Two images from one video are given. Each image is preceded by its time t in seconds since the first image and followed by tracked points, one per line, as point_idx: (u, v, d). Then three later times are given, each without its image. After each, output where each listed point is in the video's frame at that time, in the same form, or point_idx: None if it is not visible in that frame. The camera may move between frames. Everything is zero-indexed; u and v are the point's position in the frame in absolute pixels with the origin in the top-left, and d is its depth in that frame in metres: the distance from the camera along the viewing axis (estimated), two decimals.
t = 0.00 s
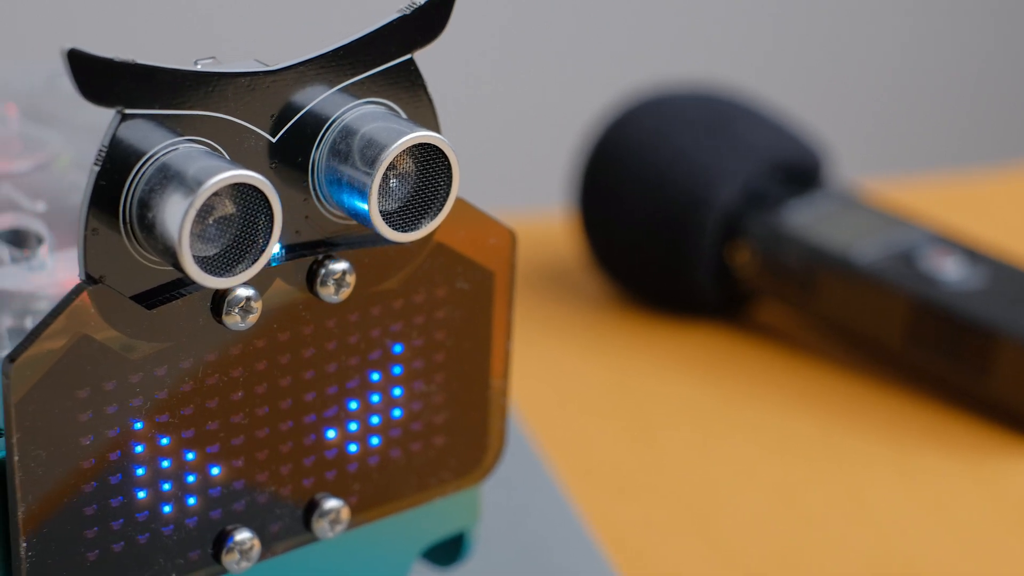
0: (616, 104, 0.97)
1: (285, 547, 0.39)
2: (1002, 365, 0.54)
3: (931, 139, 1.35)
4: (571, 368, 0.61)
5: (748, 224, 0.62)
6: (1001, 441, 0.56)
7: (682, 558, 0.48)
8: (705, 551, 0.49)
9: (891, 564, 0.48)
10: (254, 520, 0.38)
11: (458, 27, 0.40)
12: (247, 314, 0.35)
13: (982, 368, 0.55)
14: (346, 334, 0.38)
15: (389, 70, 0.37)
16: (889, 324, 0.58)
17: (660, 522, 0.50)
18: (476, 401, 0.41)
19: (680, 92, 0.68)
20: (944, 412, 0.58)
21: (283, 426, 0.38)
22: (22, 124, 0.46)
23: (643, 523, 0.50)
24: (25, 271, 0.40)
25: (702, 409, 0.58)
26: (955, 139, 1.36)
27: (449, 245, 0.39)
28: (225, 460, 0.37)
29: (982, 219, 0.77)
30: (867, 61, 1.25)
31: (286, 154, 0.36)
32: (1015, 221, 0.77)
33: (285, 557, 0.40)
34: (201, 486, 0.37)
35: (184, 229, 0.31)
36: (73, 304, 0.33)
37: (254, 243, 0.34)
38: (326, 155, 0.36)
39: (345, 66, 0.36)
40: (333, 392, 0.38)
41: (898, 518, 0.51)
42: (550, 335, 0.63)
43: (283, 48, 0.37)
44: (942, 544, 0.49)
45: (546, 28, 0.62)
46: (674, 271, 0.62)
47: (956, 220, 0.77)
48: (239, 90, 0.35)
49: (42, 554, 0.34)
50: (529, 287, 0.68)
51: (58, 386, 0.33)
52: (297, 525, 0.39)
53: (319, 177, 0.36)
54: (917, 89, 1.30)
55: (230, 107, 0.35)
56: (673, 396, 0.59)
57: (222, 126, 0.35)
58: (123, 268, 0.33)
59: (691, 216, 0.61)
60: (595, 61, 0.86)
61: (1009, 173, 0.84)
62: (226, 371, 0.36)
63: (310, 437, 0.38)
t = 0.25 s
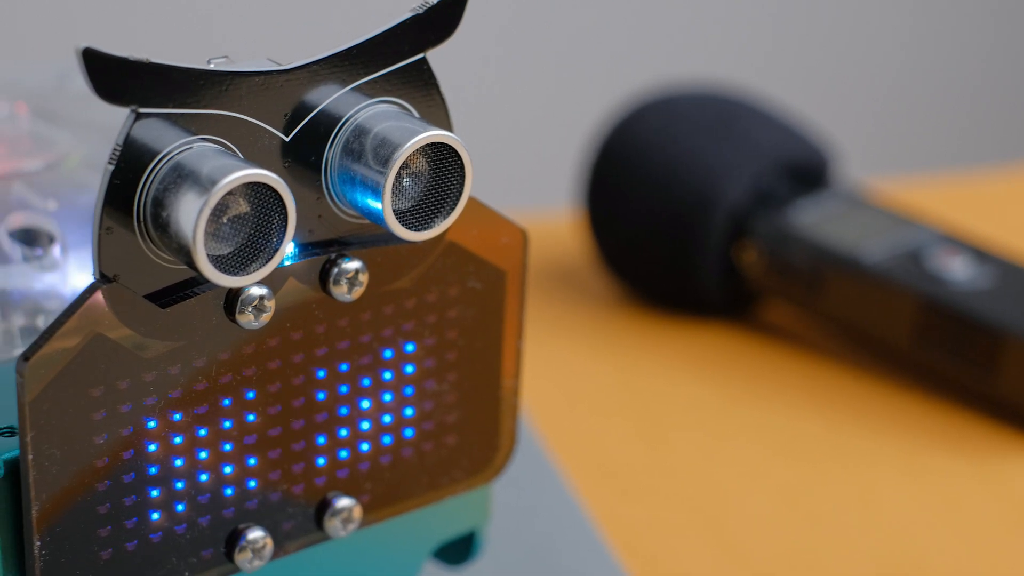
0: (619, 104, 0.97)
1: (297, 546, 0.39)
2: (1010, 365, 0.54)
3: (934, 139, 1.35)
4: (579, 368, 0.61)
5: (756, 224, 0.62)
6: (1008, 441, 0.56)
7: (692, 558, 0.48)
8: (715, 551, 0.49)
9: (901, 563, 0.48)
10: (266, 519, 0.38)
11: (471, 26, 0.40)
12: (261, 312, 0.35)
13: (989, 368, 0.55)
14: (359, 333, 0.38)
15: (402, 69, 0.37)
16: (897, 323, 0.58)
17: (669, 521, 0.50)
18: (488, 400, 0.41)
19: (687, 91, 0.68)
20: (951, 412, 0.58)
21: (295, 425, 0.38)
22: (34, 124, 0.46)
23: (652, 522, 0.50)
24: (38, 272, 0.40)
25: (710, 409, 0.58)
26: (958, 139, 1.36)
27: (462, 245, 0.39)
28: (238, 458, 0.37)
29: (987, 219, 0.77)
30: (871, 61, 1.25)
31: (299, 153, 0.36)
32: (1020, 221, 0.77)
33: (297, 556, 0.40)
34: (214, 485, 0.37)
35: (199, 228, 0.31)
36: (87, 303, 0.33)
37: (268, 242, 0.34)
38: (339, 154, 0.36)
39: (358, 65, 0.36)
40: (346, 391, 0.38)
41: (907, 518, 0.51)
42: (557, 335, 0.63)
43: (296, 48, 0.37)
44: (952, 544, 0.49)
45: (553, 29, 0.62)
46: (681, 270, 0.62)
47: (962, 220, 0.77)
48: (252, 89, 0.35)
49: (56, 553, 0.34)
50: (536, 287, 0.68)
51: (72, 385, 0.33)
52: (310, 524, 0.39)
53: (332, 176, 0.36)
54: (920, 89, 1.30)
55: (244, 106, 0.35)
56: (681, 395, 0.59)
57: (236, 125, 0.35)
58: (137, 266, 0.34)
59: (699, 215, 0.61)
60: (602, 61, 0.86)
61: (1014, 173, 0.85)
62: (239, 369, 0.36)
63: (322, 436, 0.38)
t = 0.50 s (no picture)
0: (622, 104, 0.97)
1: (309, 545, 0.39)
2: (1018, 364, 0.54)
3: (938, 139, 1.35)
4: (586, 367, 0.61)
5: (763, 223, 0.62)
6: (1016, 440, 0.56)
7: (701, 557, 0.48)
8: (725, 550, 0.49)
9: (910, 563, 0.48)
10: (279, 518, 0.38)
11: (482, 25, 0.40)
12: (274, 311, 0.35)
13: (997, 367, 0.55)
14: (371, 332, 0.38)
15: (414, 68, 0.37)
16: (905, 323, 0.58)
17: (678, 521, 0.50)
18: (499, 398, 0.42)
19: (694, 91, 0.68)
20: (959, 412, 0.58)
21: (308, 424, 0.38)
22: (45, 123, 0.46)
23: (661, 522, 0.50)
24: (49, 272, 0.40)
25: (718, 409, 0.58)
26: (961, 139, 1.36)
27: (474, 244, 0.39)
28: (251, 457, 0.37)
29: (994, 218, 0.78)
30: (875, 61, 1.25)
31: (312, 152, 0.36)
32: None
33: (309, 554, 0.40)
34: (227, 483, 0.37)
35: (213, 226, 0.31)
36: (102, 302, 0.33)
37: (282, 241, 0.34)
38: (352, 153, 0.36)
39: (370, 64, 0.36)
40: (358, 390, 0.38)
41: (915, 517, 0.51)
42: (564, 334, 0.64)
43: (309, 47, 0.37)
44: (960, 543, 0.49)
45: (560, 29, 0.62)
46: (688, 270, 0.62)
47: (968, 219, 0.77)
48: (266, 89, 0.35)
49: (69, 552, 0.34)
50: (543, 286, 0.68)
51: (86, 384, 0.33)
52: (322, 522, 0.39)
53: (345, 175, 0.36)
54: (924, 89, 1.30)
55: (257, 105, 0.35)
56: (689, 395, 0.59)
57: (250, 124, 0.35)
58: (151, 265, 0.34)
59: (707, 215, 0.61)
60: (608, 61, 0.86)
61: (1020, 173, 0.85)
62: (252, 368, 0.36)
63: (335, 435, 0.38)
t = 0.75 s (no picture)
0: (628, 104, 0.97)
1: (321, 543, 0.39)
2: None
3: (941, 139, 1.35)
4: (593, 367, 0.61)
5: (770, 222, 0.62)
6: None
7: (710, 556, 0.48)
8: (735, 549, 0.49)
9: (919, 562, 0.48)
10: (291, 516, 0.38)
11: (494, 25, 0.40)
12: (287, 310, 0.35)
13: (1004, 367, 0.55)
14: (384, 331, 0.38)
15: (427, 67, 0.37)
16: (912, 322, 0.58)
17: (686, 520, 0.50)
18: (511, 397, 0.42)
19: (701, 91, 0.68)
20: (966, 411, 0.58)
21: (320, 423, 0.38)
22: (55, 122, 0.46)
23: (670, 521, 0.50)
24: (61, 271, 0.40)
25: (726, 408, 0.58)
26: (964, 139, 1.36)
27: (486, 243, 0.39)
28: (264, 455, 0.37)
29: (1000, 218, 0.78)
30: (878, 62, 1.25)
31: (325, 151, 0.36)
32: None
33: (321, 553, 0.40)
34: (239, 482, 0.37)
35: (227, 225, 0.31)
36: (116, 301, 0.33)
37: (296, 240, 0.34)
38: (365, 152, 0.36)
39: (383, 63, 0.36)
40: (370, 388, 0.38)
41: (923, 516, 0.51)
42: (571, 334, 0.64)
43: (322, 46, 0.37)
44: (968, 542, 0.49)
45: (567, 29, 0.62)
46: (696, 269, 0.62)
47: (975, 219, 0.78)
48: (279, 88, 0.35)
49: (83, 550, 0.34)
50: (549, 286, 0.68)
51: (100, 382, 0.33)
52: (334, 521, 0.39)
53: (358, 174, 0.36)
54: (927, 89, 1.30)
55: (270, 104, 0.35)
56: (696, 394, 0.59)
57: (263, 123, 0.35)
58: (164, 264, 0.34)
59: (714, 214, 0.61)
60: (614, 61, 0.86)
61: None
62: (265, 367, 0.36)
63: (347, 434, 0.38)
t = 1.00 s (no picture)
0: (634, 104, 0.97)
1: (333, 542, 0.39)
2: None
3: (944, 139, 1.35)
4: (601, 366, 0.61)
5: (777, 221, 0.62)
6: None
7: (719, 556, 0.48)
8: (744, 548, 0.49)
9: (928, 562, 0.48)
10: (303, 515, 0.38)
11: (506, 24, 0.40)
12: (301, 309, 0.35)
13: (1012, 366, 0.55)
14: (396, 330, 0.38)
15: (439, 67, 0.37)
16: (919, 322, 0.58)
17: (695, 520, 0.50)
18: (522, 396, 0.42)
19: (708, 91, 0.68)
20: (974, 410, 0.58)
21: (332, 421, 0.38)
22: (67, 122, 0.46)
23: (679, 520, 0.50)
24: (74, 270, 0.41)
25: (734, 407, 0.58)
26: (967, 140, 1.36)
27: (497, 242, 0.39)
28: (277, 454, 0.37)
29: (1006, 218, 0.78)
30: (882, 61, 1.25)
31: (338, 151, 0.36)
32: None
33: (332, 552, 0.40)
34: (252, 481, 0.37)
35: (242, 224, 0.31)
36: (130, 299, 0.33)
37: (310, 239, 0.34)
38: (378, 151, 0.36)
39: (396, 63, 0.37)
40: (382, 387, 0.39)
41: (932, 516, 0.51)
42: (578, 333, 0.64)
43: (334, 45, 0.37)
44: (977, 542, 0.49)
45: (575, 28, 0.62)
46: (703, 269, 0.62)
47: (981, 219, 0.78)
48: (293, 87, 0.35)
49: (97, 549, 0.34)
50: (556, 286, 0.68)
51: (114, 381, 0.33)
52: (346, 520, 0.39)
53: (371, 173, 0.36)
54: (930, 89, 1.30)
55: (284, 103, 0.35)
56: (703, 393, 0.59)
57: (276, 122, 0.35)
58: (178, 263, 0.34)
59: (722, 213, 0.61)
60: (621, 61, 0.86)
61: None
62: (278, 365, 0.36)
63: (359, 433, 0.38)
